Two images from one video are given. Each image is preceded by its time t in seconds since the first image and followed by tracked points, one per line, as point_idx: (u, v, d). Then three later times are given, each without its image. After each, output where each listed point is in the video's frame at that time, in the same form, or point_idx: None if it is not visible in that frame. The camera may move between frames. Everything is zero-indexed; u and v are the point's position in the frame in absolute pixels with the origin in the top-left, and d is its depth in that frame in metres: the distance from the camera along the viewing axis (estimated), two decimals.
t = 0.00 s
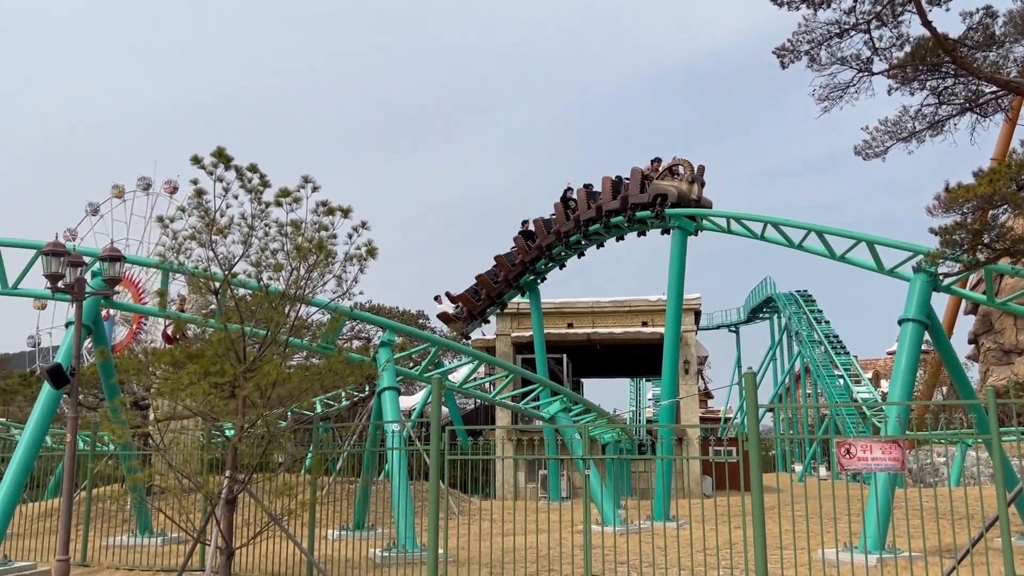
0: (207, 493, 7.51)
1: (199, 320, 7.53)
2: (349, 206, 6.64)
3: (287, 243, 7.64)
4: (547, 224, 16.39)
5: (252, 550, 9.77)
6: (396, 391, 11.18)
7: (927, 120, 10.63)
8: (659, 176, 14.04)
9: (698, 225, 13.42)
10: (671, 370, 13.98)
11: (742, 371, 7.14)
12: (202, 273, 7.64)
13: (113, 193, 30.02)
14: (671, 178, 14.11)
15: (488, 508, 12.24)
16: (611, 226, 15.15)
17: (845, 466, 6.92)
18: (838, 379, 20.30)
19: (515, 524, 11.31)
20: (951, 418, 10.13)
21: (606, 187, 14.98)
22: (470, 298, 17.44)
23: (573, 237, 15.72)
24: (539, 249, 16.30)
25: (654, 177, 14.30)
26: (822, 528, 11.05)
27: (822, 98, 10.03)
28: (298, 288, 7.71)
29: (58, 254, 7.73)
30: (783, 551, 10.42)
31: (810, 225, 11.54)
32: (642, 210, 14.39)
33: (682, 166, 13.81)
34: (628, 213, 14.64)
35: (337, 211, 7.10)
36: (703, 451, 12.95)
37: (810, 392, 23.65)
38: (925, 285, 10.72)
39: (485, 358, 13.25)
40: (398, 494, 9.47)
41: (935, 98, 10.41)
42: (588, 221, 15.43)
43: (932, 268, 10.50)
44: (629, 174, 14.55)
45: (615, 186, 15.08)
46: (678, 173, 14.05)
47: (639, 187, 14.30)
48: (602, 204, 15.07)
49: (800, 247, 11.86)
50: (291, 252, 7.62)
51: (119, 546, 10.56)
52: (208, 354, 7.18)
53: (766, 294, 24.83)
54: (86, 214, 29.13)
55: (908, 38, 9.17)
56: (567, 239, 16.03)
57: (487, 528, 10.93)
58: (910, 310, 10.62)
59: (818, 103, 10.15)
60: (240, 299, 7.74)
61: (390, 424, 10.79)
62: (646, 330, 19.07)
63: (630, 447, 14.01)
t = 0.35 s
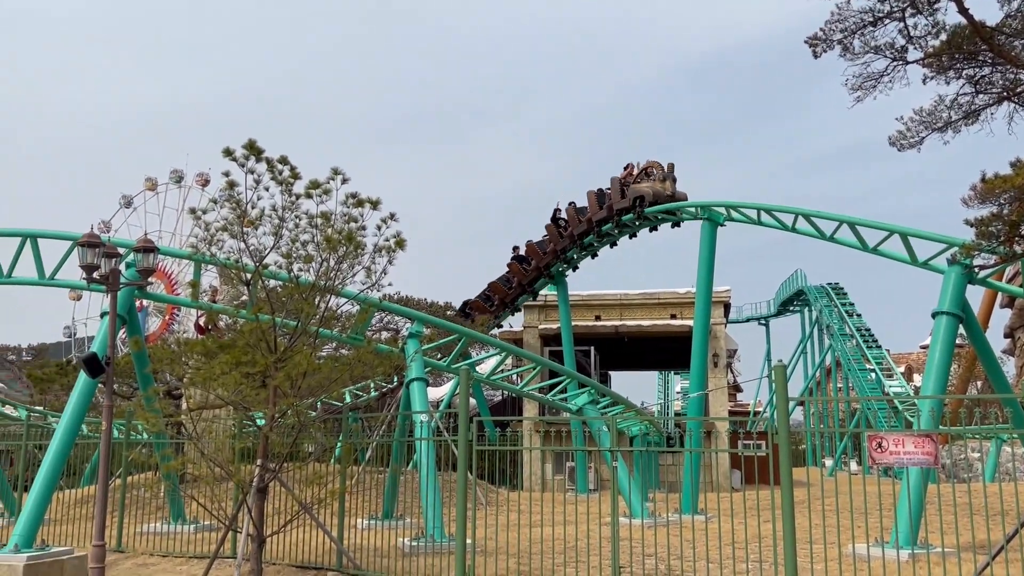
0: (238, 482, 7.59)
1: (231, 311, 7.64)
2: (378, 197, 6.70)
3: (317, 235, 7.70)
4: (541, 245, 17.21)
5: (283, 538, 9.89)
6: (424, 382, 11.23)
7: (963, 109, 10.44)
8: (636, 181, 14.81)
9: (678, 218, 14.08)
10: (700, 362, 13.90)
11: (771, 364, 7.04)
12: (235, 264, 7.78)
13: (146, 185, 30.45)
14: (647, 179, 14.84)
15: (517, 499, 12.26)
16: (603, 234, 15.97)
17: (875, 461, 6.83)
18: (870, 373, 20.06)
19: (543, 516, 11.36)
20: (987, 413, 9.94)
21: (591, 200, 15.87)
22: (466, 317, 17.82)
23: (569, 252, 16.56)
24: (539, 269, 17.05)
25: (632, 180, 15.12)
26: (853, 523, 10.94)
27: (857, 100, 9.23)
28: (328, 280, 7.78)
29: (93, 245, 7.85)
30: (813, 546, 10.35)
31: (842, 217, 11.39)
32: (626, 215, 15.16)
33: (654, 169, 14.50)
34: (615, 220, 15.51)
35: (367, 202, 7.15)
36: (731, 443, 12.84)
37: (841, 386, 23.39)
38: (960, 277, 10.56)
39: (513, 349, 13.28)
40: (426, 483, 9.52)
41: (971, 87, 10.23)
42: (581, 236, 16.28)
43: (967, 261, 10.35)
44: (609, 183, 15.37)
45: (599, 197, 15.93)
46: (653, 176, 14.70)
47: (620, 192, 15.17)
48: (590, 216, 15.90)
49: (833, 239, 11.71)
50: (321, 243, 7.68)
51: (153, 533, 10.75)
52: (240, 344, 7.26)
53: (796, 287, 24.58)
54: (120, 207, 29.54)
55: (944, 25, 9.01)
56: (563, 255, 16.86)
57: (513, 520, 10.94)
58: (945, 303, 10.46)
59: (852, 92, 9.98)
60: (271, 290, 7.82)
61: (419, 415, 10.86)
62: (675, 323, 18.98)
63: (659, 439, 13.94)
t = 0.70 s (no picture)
0: (269, 470, 7.69)
1: (261, 301, 7.73)
2: (406, 189, 6.74)
3: (346, 227, 7.76)
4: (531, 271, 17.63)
5: (312, 526, 10.01)
6: (451, 372, 11.29)
7: (1000, 99, 10.25)
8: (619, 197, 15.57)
9: (659, 220, 15.00)
10: (727, 355, 13.81)
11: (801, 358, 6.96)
12: (264, 255, 7.85)
13: (176, 177, 30.86)
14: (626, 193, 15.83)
15: (543, 490, 12.29)
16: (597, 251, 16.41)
17: (906, 455, 6.74)
18: (899, 368, 19.82)
19: (568, 508, 11.39)
20: None
21: (580, 226, 16.14)
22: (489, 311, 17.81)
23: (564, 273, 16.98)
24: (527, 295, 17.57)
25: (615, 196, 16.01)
26: (883, 518, 10.83)
27: (896, 84, 9.70)
28: (356, 272, 7.84)
29: (127, 236, 7.97)
30: (842, 541, 10.26)
31: (873, 209, 11.25)
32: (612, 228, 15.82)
33: (632, 180, 15.56)
34: (604, 237, 16.05)
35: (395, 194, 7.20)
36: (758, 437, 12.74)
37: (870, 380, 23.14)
38: (994, 270, 10.40)
39: (539, 341, 13.29)
40: (453, 474, 9.57)
41: (1007, 77, 10.01)
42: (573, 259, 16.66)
43: (1002, 254, 10.19)
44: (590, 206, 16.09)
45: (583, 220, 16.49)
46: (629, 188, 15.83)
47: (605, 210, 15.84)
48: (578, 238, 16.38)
49: (863, 231, 11.58)
50: (349, 235, 7.73)
51: (185, 519, 10.93)
52: (270, 334, 7.34)
53: (825, 280, 24.33)
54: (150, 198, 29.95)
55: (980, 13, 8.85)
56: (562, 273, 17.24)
57: (537, 512, 10.98)
58: (979, 297, 10.29)
59: (884, 83, 9.86)
60: (301, 281, 7.89)
61: (445, 406, 10.91)
62: (702, 316, 18.87)
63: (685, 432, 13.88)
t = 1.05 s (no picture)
0: (296, 460, 7.76)
1: (288, 293, 7.81)
2: (432, 181, 6.78)
3: (372, 219, 7.82)
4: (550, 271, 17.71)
5: (338, 516, 10.11)
6: (475, 365, 11.33)
7: None
8: (598, 224, 16.52)
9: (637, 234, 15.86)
10: (752, 349, 13.73)
11: (829, 352, 6.89)
12: (292, 248, 7.94)
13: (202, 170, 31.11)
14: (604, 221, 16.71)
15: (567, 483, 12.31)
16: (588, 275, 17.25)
17: (936, 450, 6.66)
18: (927, 363, 19.59)
19: (593, 501, 11.40)
20: None
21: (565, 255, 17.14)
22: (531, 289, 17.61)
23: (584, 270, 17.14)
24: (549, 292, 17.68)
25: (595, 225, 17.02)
26: (911, 514, 10.72)
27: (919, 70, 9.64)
28: (382, 264, 7.90)
29: (157, 228, 8.07)
30: (868, 536, 10.18)
31: (902, 201, 11.13)
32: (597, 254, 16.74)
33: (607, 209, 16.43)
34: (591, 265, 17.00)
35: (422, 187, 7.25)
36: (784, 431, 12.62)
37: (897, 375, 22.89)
38: None
39: (563, 334, 13.29)
40: (478, 466, 9.61)
41: None
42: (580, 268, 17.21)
43: None
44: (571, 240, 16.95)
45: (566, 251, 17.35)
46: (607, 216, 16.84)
47: (586, 240, 16.73)
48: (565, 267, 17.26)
49: (892, 224, 11.45)
50: (376, 227, 7.79)
51: (213, 508, 11.08)
52: (297, 326, 7.40)
53: (852, 273, 24.08)
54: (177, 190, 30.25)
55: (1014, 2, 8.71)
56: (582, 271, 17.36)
57: (562, 505, 11.01)
58: (1011, 290, 10.14)
59: (916, 73, 9.73)
60: (327, 273, 7.96)
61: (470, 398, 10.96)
62: (727, 309, 18.77)
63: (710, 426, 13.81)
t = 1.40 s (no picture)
0: (318, 453, 7.81)
1: (310, 288, 7.86)
2: (452, 176, 6.79)
3: (393, 214, 7.84)
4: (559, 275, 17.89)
5: (359, 509, 10.18)
6: (495, 359, 11.34)
7: None
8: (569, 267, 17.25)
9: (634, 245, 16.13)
10: (774, 344, 13.61)
11: (853, 347, 6.80)
12: (314, 242, 7.98)
13: (226, 165, 31.34)
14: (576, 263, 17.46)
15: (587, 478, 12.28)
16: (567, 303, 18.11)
17: (962, 446, 6.57)
18: (952, 359, 19.36)
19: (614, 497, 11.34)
20: None
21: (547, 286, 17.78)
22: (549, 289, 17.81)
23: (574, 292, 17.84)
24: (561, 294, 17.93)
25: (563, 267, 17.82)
26: (935, 512, 10.59)
27: (944, 62, 9.58)
28: (402, 259, 7.91)
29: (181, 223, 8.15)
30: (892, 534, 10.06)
31: (927, 195, 10.99)
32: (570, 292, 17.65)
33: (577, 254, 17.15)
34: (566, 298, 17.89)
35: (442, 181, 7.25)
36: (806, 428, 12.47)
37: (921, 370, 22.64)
38: None
39: (583, 329, 13.27)
40: (498, 460, 9.61)
41: None
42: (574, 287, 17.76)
43: None
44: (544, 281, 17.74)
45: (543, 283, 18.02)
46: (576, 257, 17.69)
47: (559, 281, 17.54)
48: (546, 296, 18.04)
49: (917, 218, 11.31)
50: (397, 222, 7.80)
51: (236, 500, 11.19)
52: (319, 320, 7.45)
53: (876, 268, 23.83)
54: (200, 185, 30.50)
55: None
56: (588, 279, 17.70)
57: (582, 499, 10.98)
58: None
59: (942, 65, 9.60)
60: (349, 268, 7.98)
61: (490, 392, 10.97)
62: (748, 304, 18.65)
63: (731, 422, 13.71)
